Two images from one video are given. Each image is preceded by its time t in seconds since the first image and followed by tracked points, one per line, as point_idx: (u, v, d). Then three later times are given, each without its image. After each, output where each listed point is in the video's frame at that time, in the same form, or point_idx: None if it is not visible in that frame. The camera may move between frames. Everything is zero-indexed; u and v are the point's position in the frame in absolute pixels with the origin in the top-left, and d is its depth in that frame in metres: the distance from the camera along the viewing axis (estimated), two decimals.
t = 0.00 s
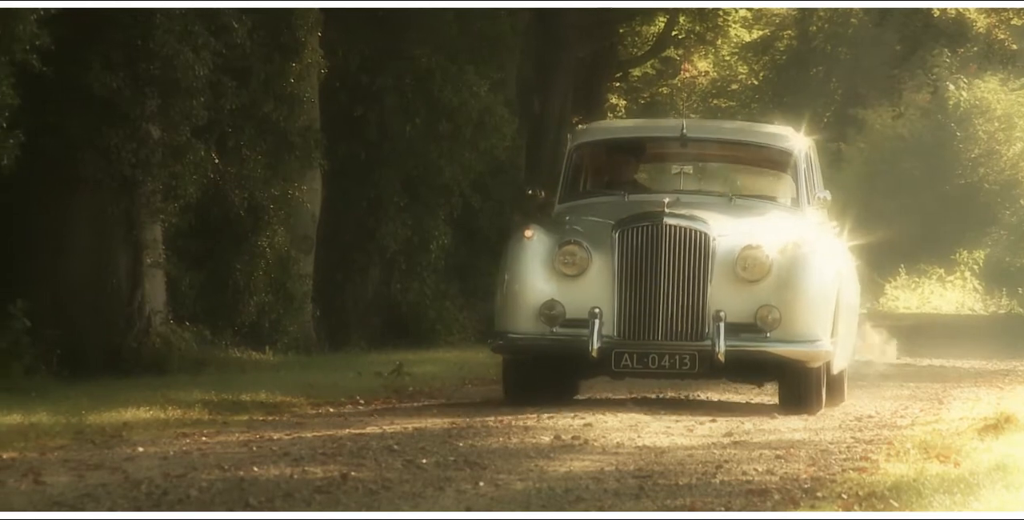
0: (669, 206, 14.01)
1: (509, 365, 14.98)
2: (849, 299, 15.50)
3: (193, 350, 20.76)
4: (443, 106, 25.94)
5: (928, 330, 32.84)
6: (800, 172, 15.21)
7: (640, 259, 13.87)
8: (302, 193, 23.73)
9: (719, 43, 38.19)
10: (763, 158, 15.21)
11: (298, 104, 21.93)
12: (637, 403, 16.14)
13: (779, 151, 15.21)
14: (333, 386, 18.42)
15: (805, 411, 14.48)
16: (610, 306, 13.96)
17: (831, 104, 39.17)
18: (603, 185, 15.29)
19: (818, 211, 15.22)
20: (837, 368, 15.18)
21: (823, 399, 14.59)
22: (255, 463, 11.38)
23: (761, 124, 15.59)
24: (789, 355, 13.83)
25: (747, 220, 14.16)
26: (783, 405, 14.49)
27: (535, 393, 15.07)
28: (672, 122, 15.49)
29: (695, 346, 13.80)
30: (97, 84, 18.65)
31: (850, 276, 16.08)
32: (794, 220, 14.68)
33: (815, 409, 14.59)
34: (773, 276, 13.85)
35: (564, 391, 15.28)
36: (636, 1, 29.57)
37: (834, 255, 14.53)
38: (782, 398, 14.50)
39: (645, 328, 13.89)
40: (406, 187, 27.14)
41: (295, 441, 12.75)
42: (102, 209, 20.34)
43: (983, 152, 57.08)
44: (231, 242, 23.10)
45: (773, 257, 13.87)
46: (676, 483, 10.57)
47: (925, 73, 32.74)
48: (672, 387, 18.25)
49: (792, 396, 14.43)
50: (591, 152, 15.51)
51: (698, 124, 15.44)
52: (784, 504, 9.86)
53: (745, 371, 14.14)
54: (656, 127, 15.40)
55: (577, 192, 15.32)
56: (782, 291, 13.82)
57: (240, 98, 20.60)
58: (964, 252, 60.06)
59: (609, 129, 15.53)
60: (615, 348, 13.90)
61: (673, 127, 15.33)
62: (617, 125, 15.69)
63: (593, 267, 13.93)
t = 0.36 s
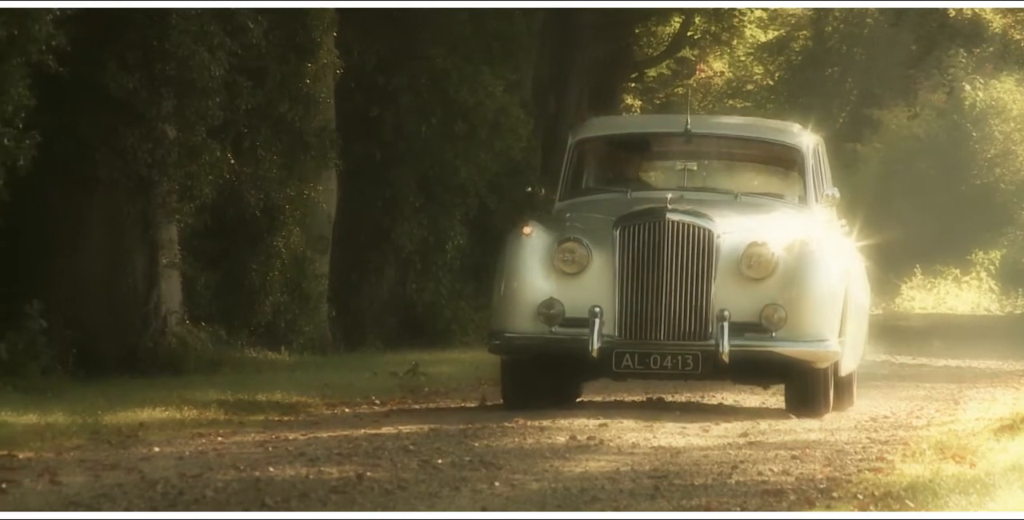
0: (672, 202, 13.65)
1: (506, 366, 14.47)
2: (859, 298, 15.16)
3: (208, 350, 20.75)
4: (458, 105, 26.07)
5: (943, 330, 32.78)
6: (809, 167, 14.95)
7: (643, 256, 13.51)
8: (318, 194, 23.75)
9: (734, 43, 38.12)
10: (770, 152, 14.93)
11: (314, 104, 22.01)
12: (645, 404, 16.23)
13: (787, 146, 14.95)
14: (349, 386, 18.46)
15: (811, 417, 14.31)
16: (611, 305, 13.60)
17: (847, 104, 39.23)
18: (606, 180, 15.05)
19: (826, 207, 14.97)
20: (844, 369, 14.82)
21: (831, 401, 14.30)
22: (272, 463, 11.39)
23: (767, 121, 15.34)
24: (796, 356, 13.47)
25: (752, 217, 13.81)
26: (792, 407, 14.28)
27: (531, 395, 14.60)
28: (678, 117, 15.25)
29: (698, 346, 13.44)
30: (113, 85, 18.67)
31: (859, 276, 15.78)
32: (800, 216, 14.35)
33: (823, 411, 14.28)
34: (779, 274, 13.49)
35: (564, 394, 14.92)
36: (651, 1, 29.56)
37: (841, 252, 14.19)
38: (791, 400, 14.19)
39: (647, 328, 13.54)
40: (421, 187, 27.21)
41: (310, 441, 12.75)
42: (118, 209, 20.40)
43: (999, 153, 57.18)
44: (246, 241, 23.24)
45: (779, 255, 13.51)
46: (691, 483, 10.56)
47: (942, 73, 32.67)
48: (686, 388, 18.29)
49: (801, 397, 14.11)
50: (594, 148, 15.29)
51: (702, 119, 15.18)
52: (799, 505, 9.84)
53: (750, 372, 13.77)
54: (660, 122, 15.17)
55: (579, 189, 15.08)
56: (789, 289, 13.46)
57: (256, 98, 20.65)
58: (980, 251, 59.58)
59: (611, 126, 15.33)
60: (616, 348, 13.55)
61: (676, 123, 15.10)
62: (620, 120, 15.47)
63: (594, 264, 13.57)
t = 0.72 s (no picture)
0: (675, 200, 13.56)
1: (507, 369, 14.36)
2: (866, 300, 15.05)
3: (224, 350, 21.11)
4: (476, 107, 25.96)
5: (959, 332, 32.69)
6: (815, 164, 14.91)
7: (644, 255, 13.41)
8: (334, 194, 23.81)
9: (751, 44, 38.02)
10: (775, 150, 14.83)
11: (330, 104, 22.06)
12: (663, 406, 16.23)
13: (793, 143, 14.87)
14: (365, 387, 18.47)
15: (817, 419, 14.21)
16: (612, 305, 13.49)
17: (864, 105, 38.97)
18: (607, 179, 15.04)
19: (833, 204, 14.96)
20: (854, 372, 14.70)
21: (838, 405, 14.21)
22: (288, 463, 11.41)
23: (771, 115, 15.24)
24: (801, 357, 13.37)
25: (758, 215, 13.72)
26: (798, 411, 14.22)
27: (531, 398, 14.51)
28: (681, 113, 15.14)
29: (702, 348, 13.32)
30: (129, 85, 18.70)
31: (869, 277, 15.69)
32: (808, 214, 14.26)
33: (831, 416, 14.20)
34: (785, 274, 13.40)
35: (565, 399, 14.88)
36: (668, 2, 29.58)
37: (849, 252, 14.09)
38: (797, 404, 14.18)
39: (649, 330, 13.43)
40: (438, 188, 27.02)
41: (327, 441, 12.79)
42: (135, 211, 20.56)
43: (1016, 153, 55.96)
44: (263, 244, 22.98)
45: (785, 254, 13.42)
46: (707, 484, 10.54)
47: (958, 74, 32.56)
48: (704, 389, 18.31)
49: (809, 399, 14.05)
50: (597, 144, 15.24)
51: (706, 114, 15.09)
52: (816, 506, 9.81)
53: (756, 374, 13.70)
54: (664, 118, 15.08)
55: (580, 186, 15.11)
56: (795, 289, 13.36)
57: (273, 99, 20.72)
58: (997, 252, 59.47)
59: (612, 121, 15.25)
60: (617, 350, 13.44)
61: (678, 118, 15.00)
62: (621, 115, 15.36)
63: (595, 263, 13.48)
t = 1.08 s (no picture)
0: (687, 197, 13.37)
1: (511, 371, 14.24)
2: (885, 299, 14.79)
3: (253, 350, 21.13)
4: (504, 108, 25.99)
5: (987, 332, 32.54)
6: (834, 161, 14.67)
7: (656, 253, 13.19)
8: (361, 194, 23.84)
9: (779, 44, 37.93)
10: (791, 145, 14.64)
11: (358, 103, 22.10)
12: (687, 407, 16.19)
13: (810, 138, 14.66)
14: (393, 387, 18.47)
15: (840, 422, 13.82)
16: (621, 306, 13.26)
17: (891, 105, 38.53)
18: (618, 176, 14.84)
19: (853, 201, 14.67)
20: (873, 373, 14.45)
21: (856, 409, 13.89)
22: (316, 463, 11.42)
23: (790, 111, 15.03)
24: (819, 358, 13.06)
25: (772, 213, 13.51)
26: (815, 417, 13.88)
27: (538, 403, 14.36)
28: (693, 109, 15.00)
29: (715, 349, 13.09)
30: (157, 85, 18.76)
31: (888, 275, 15.46)
32: (826, 211, 14.03)
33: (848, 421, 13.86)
34: (801, 272, 13.15)
35: (576, 403, 14.67)
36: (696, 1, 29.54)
37: (868, 250, 13.85)
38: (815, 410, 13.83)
39: (661, 331, 13.19)
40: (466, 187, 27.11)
41: (354, 441, 12.80)
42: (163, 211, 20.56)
43: None
44: (291, 244, 23.22)
45: (801, 252, 13.20)
46: (735, 484, 10.52)
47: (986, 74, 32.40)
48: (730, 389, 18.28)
49: (825, 404, 13.73)
50: (606, 141, 15.08)
51: (719, 110, 14.93)
52: (844, 506, 9.78)
53: (772, 376, 13.41)
54: (676, 114, 14.95)
55: (591, 183, 14.91)
56: (811, 289, 13.11)
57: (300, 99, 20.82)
58: None
59: (621, 117, 15.13)
60: (628, 352, 13.19)
61: (694, 114, 14.86)
62: (631, 110, 15.24)
63: (605, 262, 13.26)
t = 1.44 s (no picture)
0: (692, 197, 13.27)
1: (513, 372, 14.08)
2: (898, 299, 14.73)
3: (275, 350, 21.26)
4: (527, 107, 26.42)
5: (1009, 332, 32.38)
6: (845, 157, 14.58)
7: (659, 255, 13.08)
8: (384, 194, 23.88)
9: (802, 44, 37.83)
10: (801, 141, 14.57)
11: (380, 103, 22.17)
12: (709, 409, 16.22)
13: (820, 134, 14.58)
14: (414, 387, 18.44)
15: (849, 429, 13.64)
16: (625, 309, 13.17)
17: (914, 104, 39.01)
18: (622, 173, 14.73)
19: (864, 198, 14.52)
20: (888, 375, 14.39)
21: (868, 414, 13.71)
22: (338, 463, 11.41)
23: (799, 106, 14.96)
24: (829, 361, 12.92)
25: (782, 213, 13.41)
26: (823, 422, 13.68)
27: (539, 406, 14.19)
28: (699, 103, 14.92)
29: (722, 353, 12.99)
30: (180, 86, 18.79)
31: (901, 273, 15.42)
32: (838, 210, 13.95)
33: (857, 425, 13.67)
34: (811, 272, 13.04)
35: (575, 401, 14.60)
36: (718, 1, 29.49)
37: (880, 250, 13.74)
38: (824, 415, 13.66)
39: (664, 335, 13.10)
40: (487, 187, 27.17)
41: (377, 440, 12.81)
42: (185, 210, 20.62)
43: None
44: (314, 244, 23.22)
45: (810, 253, 13.08)
46: (758, 484, 10.50)
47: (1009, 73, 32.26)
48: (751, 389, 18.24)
49: (836, 409, 13.58)
50: (610, 137, 14.97)
51: (725, 103, 14.84)
52: (866, 506, 9.74)
53: (782, 378, 13.29)
54: (680, 109, 14.87)
55: (596, 180, 14.83)
56: (820, 290, 12.99)
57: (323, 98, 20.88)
58: None
59: (622, 112, 15.03)
60: (632, 356, 13.10)
61: (700, 109, 14.80)
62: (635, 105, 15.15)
63: (608, 264, 13.17)
